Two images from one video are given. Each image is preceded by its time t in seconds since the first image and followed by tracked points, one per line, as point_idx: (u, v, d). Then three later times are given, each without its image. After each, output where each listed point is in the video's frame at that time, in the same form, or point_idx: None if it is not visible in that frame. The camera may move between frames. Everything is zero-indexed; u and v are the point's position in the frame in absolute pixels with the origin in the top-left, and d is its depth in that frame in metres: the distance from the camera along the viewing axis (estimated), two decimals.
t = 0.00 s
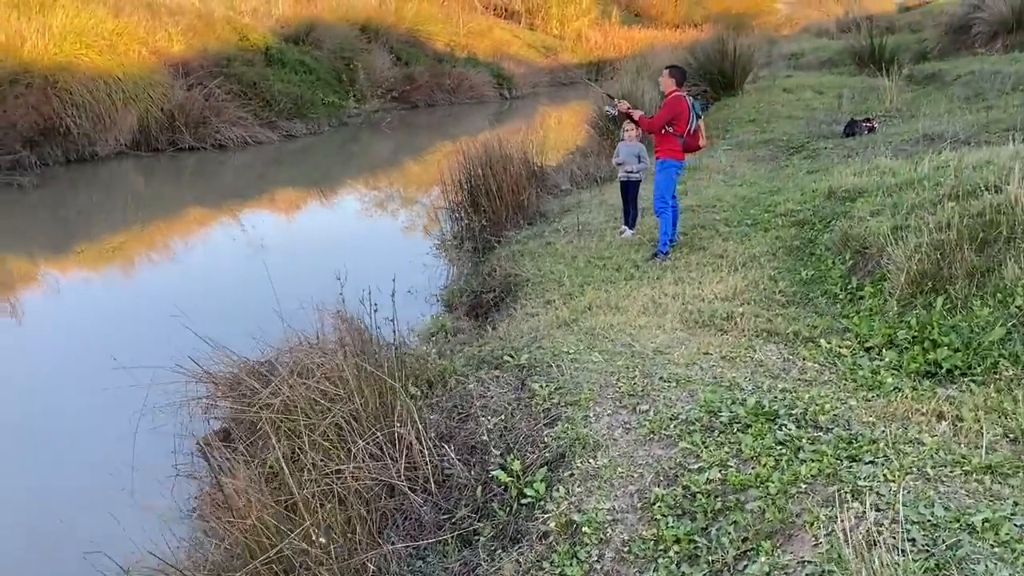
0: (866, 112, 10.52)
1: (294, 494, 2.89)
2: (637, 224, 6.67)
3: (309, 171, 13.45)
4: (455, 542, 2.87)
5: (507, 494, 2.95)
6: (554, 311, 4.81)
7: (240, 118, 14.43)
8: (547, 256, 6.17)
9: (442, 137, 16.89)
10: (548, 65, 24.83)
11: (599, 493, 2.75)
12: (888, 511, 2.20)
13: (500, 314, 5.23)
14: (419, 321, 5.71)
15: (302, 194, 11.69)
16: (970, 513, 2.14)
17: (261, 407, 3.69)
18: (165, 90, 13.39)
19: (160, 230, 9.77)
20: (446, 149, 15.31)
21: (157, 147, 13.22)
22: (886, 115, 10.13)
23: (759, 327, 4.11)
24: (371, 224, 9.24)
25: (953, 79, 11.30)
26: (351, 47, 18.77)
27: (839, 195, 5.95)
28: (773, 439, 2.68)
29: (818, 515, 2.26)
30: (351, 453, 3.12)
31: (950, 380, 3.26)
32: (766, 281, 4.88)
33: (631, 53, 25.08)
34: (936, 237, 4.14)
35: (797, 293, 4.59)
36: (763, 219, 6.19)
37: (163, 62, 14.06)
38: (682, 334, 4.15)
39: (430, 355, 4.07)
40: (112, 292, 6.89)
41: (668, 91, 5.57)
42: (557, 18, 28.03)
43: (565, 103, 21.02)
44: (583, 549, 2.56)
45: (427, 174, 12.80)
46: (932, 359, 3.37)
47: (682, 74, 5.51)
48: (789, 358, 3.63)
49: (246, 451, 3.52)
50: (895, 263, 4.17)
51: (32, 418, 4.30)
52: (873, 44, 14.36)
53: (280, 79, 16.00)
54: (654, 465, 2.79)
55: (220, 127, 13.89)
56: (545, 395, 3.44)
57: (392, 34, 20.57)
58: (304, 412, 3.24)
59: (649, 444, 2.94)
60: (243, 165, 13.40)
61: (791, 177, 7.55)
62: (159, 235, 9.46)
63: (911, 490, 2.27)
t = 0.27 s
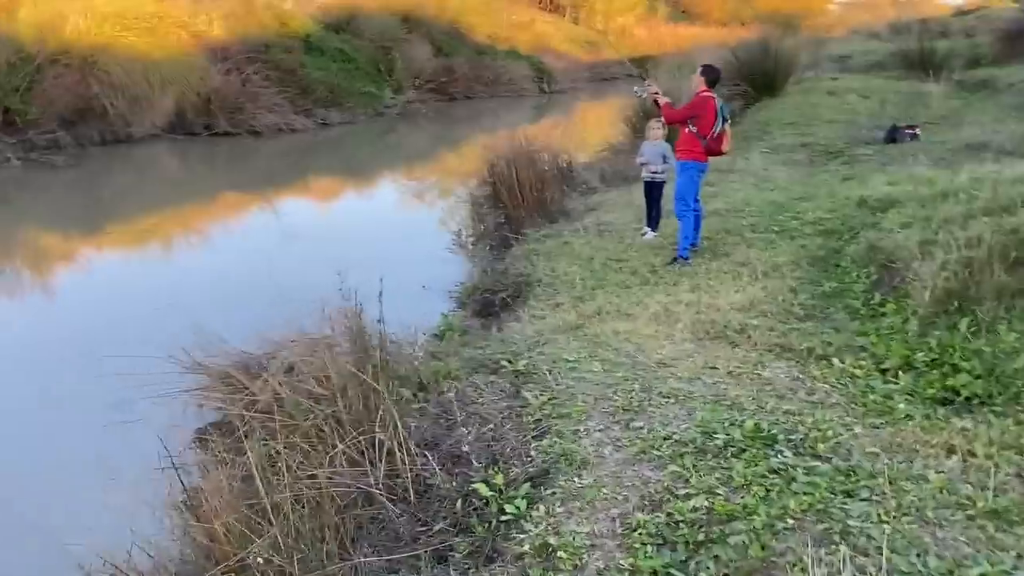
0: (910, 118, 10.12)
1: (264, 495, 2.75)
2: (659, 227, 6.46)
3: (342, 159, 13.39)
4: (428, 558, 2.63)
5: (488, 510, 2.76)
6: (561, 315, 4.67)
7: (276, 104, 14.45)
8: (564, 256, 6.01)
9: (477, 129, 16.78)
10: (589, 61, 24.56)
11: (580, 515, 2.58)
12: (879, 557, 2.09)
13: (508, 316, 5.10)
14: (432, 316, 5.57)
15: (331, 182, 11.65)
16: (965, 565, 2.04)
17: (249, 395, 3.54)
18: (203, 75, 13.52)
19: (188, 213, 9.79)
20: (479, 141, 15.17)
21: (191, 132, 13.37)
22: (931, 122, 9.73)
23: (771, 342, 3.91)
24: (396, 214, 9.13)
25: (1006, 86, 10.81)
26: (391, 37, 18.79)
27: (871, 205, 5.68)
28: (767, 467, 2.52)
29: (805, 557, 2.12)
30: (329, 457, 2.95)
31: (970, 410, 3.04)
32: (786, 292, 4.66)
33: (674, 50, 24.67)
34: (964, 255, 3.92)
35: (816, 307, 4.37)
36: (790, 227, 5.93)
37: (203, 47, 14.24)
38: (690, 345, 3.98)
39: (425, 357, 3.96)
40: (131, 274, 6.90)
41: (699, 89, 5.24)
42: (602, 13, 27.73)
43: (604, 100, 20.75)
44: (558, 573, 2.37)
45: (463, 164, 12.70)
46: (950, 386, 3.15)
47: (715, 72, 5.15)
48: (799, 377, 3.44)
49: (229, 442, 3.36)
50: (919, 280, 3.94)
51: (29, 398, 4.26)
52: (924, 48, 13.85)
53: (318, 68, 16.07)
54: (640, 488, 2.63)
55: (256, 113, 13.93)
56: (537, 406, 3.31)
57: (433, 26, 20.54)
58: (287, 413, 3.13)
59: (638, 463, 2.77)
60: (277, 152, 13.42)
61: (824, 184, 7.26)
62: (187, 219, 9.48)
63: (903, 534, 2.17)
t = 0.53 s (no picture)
0: (922, 122, 9.88)
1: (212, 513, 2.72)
2: (656, 232, 6.30)
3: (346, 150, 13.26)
4: None
5: (445, 534, 2.69)
6: (545, 322, 4.54)
7: (281, 93, 14.37)
8: (555, 259, 5.86)
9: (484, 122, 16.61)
10: (603, 55, 24.31)
11: (536, 546, 2.48)
12: None
13: (494, 320, 4.97)
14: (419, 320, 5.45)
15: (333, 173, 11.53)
16: None
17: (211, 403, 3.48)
18: (208, 62, 13.41)
19: (189, 201, 9.73)
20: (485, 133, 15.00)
21: (196, 118, 13.35)
22: (944, 125, 9.49)
23: (756, 357, 3.75)
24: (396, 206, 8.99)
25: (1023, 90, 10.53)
26: (402, 27, 18.67)
27: (872, 214, 5.50)
28: (732, 500, 2.40)
29: None
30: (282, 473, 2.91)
31: (957, 440, 2.89)
32: (778, 303, 4.49)
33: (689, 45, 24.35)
34: (961, 272, 3.75)
35: (808, 319, 4.21)
36: (789, 234, 5.76)
37: (211, 34, 14.17)
38: (672, 358, 3.84)
39: (397, 367, 3.85)
40: (122, 263, 6.81)
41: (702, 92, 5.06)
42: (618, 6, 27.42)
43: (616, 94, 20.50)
44: None
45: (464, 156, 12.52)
46: (937, 412, 3.00)
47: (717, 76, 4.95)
48: (781, 397, 3.29)
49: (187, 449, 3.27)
50: (915, 297, 3.78)
51: None
52: (942, 49, 13.54)
53: (327, 57, 15.97)
54: (600, 518, 2.51)
55: (260, 102, 13.84)
56: (505, 421, 3.19)
57: (445, 17, 20.39)
58: (246, 427, 3.08)
59: (602, 490, 2.66)
60: (281, 140, 13.32)
61: (829, 189, 7.06)
62: (189, 206, 9.43)
63: None
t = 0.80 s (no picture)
0: (895, 110, 9.77)
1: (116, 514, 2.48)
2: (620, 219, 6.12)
3: (315, 134, 12.92)
4: None
5: (364, 541, 2.46)
6: (496, 311, 4.34)
7: (250, 75, 13.97)
8: (515, 246, 5.65)
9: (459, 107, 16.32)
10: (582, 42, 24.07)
11: (458, 555, 2.27)
12: None
13: (446, 310, 4.77)
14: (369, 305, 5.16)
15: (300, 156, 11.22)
16: None
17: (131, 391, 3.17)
18: (174, 43, 13.04)
19: (147, 185, 9.39)
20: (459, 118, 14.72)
21: (161, 101, 12.87)
22: (917, 114, 9.37)
23: (708, 351, 3.58)
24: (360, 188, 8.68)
25: (996, 79, 10.44)
26: (376, 12, 18.39)
27: (839, 201, 5.34)
28: (666, 505, 2.23)
29: None
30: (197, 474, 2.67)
31: (914, 439, 2.72)
32: (738, 293, 4.32)
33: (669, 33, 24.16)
34: (924, 261, 3.58)
35: (767, 310, 4.04)
36: (754, 221, 5.59)
37: (177, 15, 13.82)
38: (623, 350, 3.65)
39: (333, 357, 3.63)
40: (68, 251, 6.51)
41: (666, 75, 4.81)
42: None
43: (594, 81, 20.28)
44: None
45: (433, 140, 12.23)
46: (893, 409, 2.83)
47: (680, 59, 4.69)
48: (732, 392, 3.11)
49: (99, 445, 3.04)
50: (876, 287, 3.61)
51: None
52: (917, 38, 13.45)
53: (297, 39, 15.63)
54: (528, 525, 2.32)
55: (228, 85, 13.44)
56: (438, 418, 3.00)
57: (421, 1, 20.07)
58: (157, 426, 2.86)
59: (533, 493, 2.46)
60: (249, 124, 12.95)
61: (799, 177, 6.91)
62: (146, 190, 9.10)
63: None
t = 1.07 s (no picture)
0: (861, 94, 9.61)
1: None
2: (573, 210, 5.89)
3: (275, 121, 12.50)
4: None
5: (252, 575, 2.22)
6: (433, 311, 4.09)
7: (207, 61, 13.46)
8: (462, 240, 5.41)
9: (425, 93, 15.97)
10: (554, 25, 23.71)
11: None
12: None
13: (384, 308, 4.52)
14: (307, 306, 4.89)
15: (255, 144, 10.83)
16: None
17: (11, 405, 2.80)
18: (127, 29, 12.68)
19: (91, 174, 8.99)
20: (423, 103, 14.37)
21: (114, 87, 12.48)
22: (883, 98, 9.21)
23: (648, 352, 3.36)
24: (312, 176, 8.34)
25: (963, 62, 10.30)
26: None
27: (796, 190, 5.14)
28: (577, 537, 2.06)
29: None
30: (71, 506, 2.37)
31: (857, 450, 2.53)
32: (687, 288, 4.11)
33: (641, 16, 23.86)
34: (877, 255, 3.37)
35: (716, 307, 3.83)
36: (711, 211, 5.39)
37: None
38: (560, 353, 3.43)
39: (248, 366, 3.39)
40: None
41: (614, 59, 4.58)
42: None
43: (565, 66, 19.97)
44: None
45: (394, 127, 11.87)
46: (837, 417, 2.63)
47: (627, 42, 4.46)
48: (668, 400, 2.91)
49: None
50: (826, 281, 3.41)
51: None
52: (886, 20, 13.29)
53: (257, 24, 15.18)
54: (428, 559, 2.10)
55: (183, 70, 12.91)
56: (349, 432, 2.75)
57: None
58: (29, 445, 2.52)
59: (439, 520, 2.24)
60: (204, 110, 12.51)
61: (760, 163, 6.71)
62: (89, 179, 8.69)
63: None
